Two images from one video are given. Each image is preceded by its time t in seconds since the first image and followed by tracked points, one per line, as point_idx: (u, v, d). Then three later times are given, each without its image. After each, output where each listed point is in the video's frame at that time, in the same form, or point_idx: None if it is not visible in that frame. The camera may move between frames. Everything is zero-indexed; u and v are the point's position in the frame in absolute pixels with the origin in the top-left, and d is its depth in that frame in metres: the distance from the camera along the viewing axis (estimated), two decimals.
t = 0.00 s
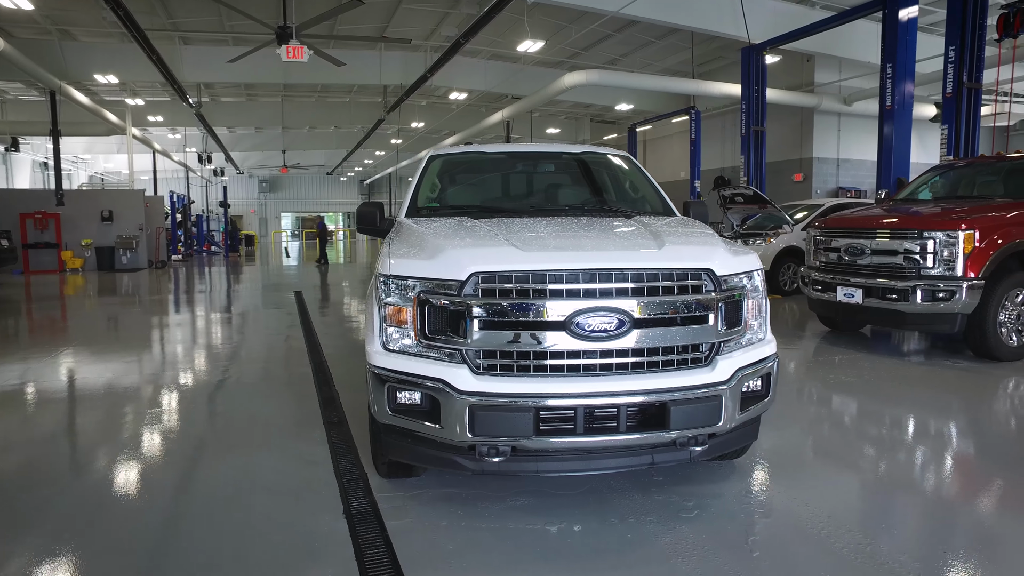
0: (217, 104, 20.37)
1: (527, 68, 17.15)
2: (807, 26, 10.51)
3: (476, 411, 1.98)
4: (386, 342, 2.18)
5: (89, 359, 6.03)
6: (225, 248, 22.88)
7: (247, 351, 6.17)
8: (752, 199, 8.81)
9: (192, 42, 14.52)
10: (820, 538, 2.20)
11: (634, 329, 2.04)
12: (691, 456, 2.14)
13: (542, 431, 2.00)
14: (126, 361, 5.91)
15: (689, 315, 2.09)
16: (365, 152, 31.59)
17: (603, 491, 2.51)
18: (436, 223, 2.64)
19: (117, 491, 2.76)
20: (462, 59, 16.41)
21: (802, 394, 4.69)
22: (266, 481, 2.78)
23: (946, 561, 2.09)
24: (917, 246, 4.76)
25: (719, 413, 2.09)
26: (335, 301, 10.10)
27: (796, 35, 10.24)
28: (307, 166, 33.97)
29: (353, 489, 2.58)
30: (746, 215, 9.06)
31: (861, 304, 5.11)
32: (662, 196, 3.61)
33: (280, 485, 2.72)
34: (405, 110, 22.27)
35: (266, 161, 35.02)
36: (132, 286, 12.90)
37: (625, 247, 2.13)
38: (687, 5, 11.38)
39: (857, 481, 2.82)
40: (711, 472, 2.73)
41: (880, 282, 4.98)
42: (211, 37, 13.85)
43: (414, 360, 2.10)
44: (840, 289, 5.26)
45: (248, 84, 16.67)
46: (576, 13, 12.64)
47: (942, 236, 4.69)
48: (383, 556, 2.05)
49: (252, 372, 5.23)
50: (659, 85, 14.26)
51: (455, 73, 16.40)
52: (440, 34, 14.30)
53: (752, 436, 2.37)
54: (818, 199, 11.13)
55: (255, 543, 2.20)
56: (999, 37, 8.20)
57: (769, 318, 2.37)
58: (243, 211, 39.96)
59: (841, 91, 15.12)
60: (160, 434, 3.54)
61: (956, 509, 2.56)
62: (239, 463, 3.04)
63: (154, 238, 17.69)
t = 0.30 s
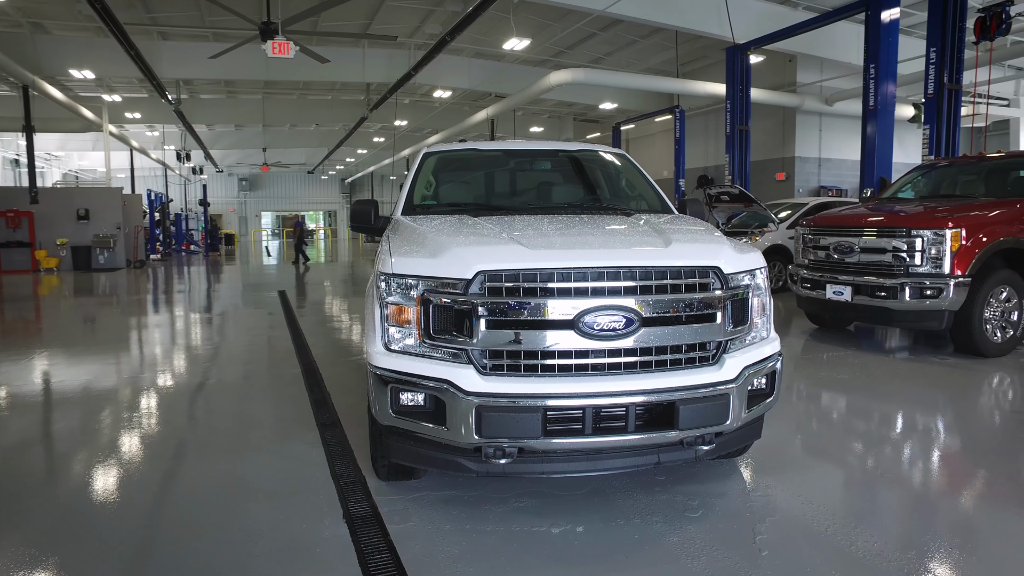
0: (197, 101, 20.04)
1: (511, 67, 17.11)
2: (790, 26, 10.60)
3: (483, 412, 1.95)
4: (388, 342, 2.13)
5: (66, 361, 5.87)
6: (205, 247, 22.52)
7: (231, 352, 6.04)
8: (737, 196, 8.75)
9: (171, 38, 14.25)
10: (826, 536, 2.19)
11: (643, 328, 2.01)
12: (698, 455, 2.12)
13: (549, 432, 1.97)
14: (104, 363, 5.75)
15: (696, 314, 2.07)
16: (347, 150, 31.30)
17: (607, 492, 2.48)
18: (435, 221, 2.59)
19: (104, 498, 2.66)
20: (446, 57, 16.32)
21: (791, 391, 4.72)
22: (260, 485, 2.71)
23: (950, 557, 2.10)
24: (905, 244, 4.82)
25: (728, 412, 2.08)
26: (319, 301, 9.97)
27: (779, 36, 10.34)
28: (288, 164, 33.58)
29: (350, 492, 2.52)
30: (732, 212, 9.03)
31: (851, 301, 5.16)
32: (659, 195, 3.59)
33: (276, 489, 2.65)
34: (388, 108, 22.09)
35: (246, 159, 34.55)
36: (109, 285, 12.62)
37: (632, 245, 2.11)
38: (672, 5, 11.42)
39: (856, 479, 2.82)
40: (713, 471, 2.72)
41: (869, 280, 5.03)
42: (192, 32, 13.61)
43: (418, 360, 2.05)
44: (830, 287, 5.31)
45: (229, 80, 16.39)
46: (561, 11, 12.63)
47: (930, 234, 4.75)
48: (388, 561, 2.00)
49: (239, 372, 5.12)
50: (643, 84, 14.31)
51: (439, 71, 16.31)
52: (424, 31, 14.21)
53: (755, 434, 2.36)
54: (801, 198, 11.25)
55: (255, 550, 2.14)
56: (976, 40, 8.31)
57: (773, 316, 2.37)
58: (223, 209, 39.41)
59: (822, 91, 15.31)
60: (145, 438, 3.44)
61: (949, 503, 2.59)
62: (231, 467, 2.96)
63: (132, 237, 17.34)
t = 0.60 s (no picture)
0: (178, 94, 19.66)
1: (498, 61, 17.00)
2: (778, 21, 10.60)
3: (489, 408, 1.88)
4: (388, 337, 2.06)
5: (45, 359, 5.70)
6: (187, 243, 22.18)
7: (215, 349, 5.91)
8: (726, 190, 8.72)
9: (151, 30, 13.95)
10: (836, 533, 2.16)
11: (653, 320, 1.96)
12: (707, 451, 2.08)
13: (558, 430, 1.91)
14: (83, 361, 5.58)
15: (707, 305, 2.03)
16: (331, 145, 30.98)
17: (613, 489, 2.43)
18: (432, 212, 2.52)
19: (88, 500, 2.55)
20: (432, 50, 16.16)
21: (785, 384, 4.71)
22: (252, 484, 2.62)
23: (959, 552, 2.07)
24: (897, 238, 4.84)
25: (737, 406, 2.03)
26: (304, 297, 9.84)
27: (767, 31, 10.34)
28: (271, 159, 33.16)
29: (347, 492, 2.45)
30: (721, 206, 9.01)
31: (844, 295, 5.17)
32: (658, 185, 3.54)
33: (270, 489, 2.56)
34: (373, 103, 21.87)
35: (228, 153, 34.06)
36: (88, 282, 12.35)
37: (639, 235, 2.05)
38: None
39: (857, 472, 2.80)
40: (717, 467, 2.68)
41: (862, 273, 5.04)
42: (173, 24, 13.34)
43: (420, 355, 1.98)
44: (822, 281, 5.32)
45: (210, 73, 16.09)
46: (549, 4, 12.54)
47: (922, 228, 4.77)
48: (391, 563, 1.93)
49: (225, 369, 5.01)
50: (631, 79, 14.28)
51: (425, 65, 16.15)
52: (410, 24, 14.05)
53: (763, 429, 2.32)
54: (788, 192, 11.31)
55: (250, 552, 2.06)
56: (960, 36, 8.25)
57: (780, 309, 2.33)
58: (205, 205, 38.86)
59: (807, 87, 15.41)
60: (129, 438, 3.33)
61: (950, 496, 2.57)
62: (221, 466, 2.87)
63: (112, 232, 17.01)
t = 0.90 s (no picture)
0: (165, 90, 19.38)
1: (490, 57, 16.90)
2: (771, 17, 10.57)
3: (500, 407, 1.81)
4: (392, 333, 1.98)
5: (29, 359, 5.55)
6: (176, 241, 21.91)
7: (206, 348, 5.78)
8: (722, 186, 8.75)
9: (137, 24, 13.72)
10: (853, 533, 2.11)
11: (669, 316, 1.89)
12: (722, 449, 2.03)
13: (571, 430, 1.84)
14: (69, 361, 5.45)
15: (723, 300, 1.96)
16: (321, 142, 30.72)
17: (623, 489, 2.38)
18: (436, 205, 2.44)
19: (79, 503, 2.46)
20: (423, 46, 16.03)
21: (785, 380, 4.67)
22: (249, 486, 2.54)
23: (979, 551, 2.03)
24: (898, 233, 4.82)
25: (754, 403, 1.98)
26: (296, 295, 9.71)
27: (761, 27, 10.31)
28: (260, 156, 32.83)
29: (348, 494, 2.37)
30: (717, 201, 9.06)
31: (844, 291, 5.14)
32: (663, 179, 3.46)
33: (269, 491, 2.48)
34: (364, 99, 21.68)
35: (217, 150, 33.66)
36: (74, 280, 12.12)
37: (653, 228, 1.99)
38: None
39: (866, 468, 2.76)
40: (728, 465, 2.62)
41: (862, 269, 5.01)
42: (160, 18, 13.12)
43: (427, 352, 1.91)
44: (822, 276, 5.29)
45: (198, 69, 15.86)
46: None
47: (922, 223, 4.75)
48: (399, 569, 1.85)
49: (217, 368, 4.89)
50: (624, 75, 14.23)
51: (416, 61, 16.02)
52: (401, 20, 13.91)
53: (776, 427, 2.27)
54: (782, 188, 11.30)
55: (250, 558, 1.98)
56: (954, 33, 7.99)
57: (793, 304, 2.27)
58: (193, 203, 38.45)
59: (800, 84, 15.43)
60: (120, 438, 3.22)
61: (962, 493, 2.53)
62: (216, 467, 2.78)
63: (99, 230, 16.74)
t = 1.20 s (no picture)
0: (155, 86, 19.16)
1: (484, 53, 16.80)
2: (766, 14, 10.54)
3: (509, 409, 1.76)
4: (396, 333, 1.92)
5: (16, 359, 5.43)
6: (166, 238, 21.68)
7: (197, 347, 5.68)
8: (718, 183, 8.71)
9: (126, 18, 13.52)
10: (869, 534, 2.07)
11: (682, 314, 1.84)
12: (735, 451, 1.98)
13: (583, 432, 1.79)
14: (57, 361, 5.33)
15: (736, 298, 1.92)
16: (313, 139, 30.51)
17: (631, 491, 2.33)
18: (438, 202, 2.38)
19: (67, 507, 2.39)
20: (416, 41, 15.91)
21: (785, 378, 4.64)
22: (246, 489, 2.48)
23: (993, 551, 2.00)
24: (898, 230, 4.80)
25: (767, 404, 1.94)
26: (288, 293, 9.60)
27: (755, 23, 10.28)
28: (251, 153, 32.56)
29: (349, 498, 2.31)
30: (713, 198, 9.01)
31: (843, 288, 5.11)
32: (665, 175, 3.42)
33: (267, 495, 2.42)
34: (356, 95, 21.52)
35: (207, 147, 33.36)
36: (62, 278, 11.92)
37: (666, 225, 1.94)
38: None
39: (868, 466, 2.73)
40: (736, 466, 2.59)
41: (862, 266, 4.99)
42: (150, 12, 12.94)
43: (433, 353, 1.85)
44: (822, 273, 5.26)
45: (189, 64, 15.68)
46: None
47: (922, 219, 4.74)
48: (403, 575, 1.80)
49: (209, 368, 4.81)
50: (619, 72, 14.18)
51: (410, 56, 15.90)
52: (394, 15, 13.78)
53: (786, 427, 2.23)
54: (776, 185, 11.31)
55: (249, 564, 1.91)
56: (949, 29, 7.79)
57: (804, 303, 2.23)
58: (183, 200, 38.12)
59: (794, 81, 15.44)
60: (109, 439, 3.15)
61: (970, 491, 2.51)
62: (211, 469, 2.71)
63: (88, 227, 16.53)
